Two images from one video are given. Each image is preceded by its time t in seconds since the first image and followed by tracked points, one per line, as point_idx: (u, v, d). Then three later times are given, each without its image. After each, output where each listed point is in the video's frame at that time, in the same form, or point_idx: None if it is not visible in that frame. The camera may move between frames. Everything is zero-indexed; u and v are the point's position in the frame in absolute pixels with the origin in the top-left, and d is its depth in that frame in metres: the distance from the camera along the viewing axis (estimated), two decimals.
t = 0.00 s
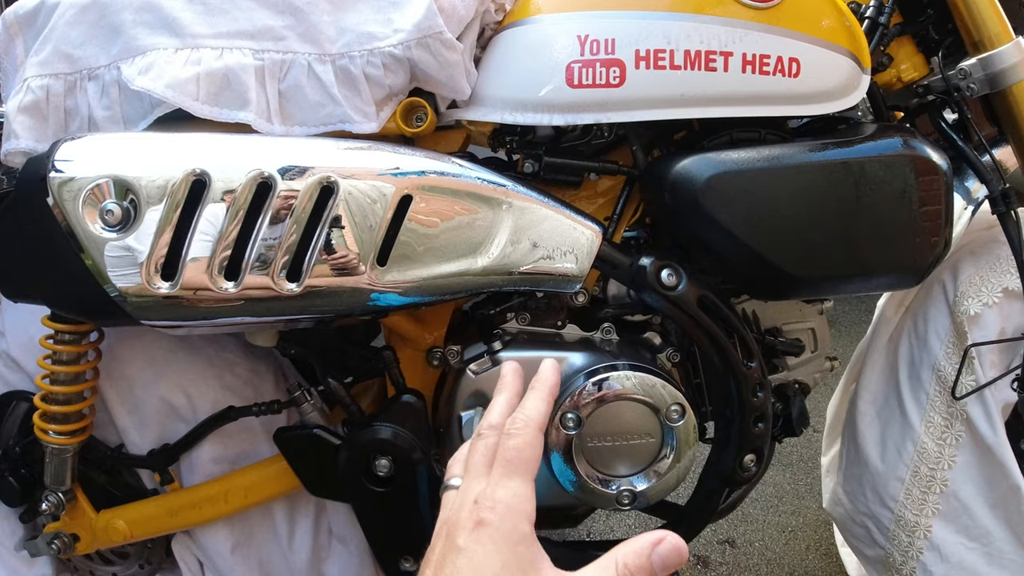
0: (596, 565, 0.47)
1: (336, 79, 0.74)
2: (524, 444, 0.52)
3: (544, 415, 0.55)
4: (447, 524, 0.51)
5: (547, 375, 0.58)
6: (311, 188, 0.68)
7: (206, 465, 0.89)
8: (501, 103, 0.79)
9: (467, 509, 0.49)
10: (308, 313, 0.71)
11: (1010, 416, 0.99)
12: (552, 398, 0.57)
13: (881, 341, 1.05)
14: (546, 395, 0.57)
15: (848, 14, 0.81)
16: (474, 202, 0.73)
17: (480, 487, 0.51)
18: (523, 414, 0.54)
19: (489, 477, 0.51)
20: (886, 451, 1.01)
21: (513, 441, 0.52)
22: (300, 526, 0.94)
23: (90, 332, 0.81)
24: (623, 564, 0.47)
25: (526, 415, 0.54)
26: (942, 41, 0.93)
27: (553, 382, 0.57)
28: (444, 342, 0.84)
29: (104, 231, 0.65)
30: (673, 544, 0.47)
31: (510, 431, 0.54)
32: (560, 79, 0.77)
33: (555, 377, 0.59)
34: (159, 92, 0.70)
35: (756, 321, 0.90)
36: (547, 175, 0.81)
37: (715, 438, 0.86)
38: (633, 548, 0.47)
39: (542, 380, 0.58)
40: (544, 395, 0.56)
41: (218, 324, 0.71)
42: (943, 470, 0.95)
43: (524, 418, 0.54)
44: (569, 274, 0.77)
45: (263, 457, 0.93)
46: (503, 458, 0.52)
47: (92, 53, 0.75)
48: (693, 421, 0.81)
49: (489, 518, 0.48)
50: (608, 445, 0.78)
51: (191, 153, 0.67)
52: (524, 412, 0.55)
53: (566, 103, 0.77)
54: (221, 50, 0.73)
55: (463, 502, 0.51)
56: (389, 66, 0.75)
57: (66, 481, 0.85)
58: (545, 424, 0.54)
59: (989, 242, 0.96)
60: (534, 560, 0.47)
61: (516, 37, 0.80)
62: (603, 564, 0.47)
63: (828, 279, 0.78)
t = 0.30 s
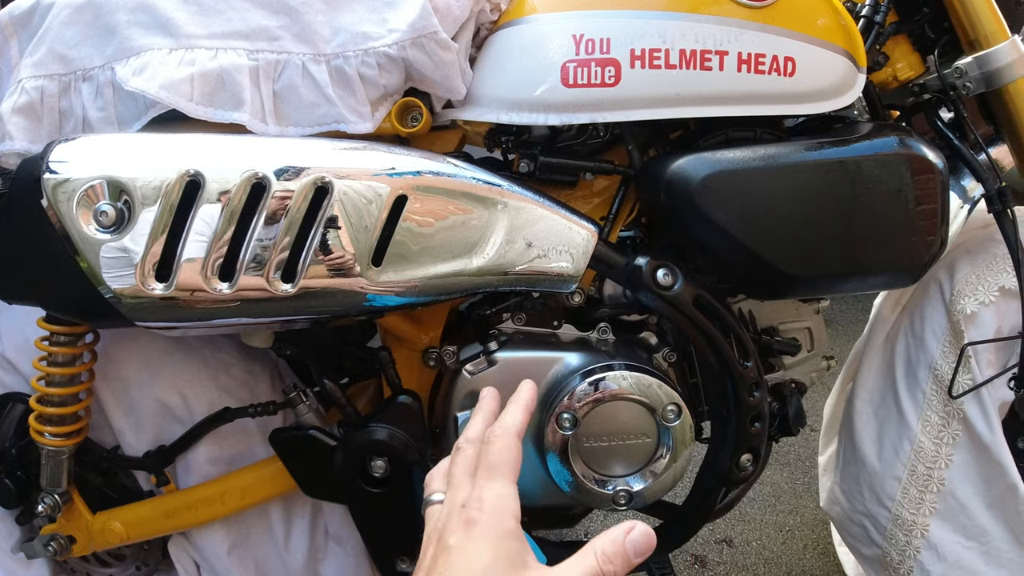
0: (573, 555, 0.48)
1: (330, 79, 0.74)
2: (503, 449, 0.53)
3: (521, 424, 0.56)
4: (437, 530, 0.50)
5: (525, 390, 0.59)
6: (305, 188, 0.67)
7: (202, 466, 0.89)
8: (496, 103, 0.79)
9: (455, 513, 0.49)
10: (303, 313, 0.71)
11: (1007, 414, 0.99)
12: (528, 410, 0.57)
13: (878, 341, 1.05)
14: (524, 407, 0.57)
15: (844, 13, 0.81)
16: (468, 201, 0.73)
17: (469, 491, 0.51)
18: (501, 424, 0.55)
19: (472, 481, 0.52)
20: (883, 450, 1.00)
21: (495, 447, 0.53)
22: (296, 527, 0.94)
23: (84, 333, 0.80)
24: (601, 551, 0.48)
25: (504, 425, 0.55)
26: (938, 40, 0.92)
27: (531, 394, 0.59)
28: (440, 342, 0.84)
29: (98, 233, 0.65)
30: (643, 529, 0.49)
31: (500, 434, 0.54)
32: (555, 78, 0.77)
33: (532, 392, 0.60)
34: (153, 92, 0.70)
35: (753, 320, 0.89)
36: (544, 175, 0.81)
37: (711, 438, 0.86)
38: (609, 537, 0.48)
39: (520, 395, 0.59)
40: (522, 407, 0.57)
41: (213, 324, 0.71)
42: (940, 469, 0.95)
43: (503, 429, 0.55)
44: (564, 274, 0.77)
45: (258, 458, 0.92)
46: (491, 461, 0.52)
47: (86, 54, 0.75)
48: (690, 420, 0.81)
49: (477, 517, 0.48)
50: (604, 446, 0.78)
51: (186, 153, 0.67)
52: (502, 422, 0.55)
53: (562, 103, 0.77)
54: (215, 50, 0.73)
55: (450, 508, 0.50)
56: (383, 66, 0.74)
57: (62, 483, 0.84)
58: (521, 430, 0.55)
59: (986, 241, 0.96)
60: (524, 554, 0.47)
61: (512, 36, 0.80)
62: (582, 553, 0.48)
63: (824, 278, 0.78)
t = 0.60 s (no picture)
0: None
1: (299, 94, 0.74)
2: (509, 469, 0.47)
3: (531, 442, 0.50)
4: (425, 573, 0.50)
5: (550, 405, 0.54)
6: (274, 206, 0.67)
7: (178, 482, 0.89)
8: (467, 116, 0.79)
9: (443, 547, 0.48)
10: (280, 328, 0.71)
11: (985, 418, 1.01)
12: (548, 429, 0.52)
13: (853, 347, 1.05)
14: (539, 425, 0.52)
15: (814, 21, 0.82)
16: (435, 215, 0.72)
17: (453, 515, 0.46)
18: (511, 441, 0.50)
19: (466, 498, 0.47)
20: (860, 456, 1.01)
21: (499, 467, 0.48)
22: (273, 541, 0.94)
23: (59, 351, 0.80)
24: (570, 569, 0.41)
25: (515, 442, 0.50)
26: (910, 46, 0.93)
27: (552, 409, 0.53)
28: (415, 354, 0.84)
29: (67, 253, 0.65)
30: (623, 531, 0.42)
31: (506, 452, 0.49)
32: (525, 91, 0.77)
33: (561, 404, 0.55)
34: (121, 110, 0.70)
35: (727, 329, 0.90)
36: (515, 188, 0.81)
37: (685, 447, 0.86)
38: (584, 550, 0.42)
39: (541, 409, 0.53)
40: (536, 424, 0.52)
41: (189, 341, 0.70)
42: (917, 474, 0.95)
43: (513, 443, 0.50)
44: (536, 286, 0.76)
45: (235, 473, 0.92)
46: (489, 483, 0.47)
47: (57, 72, 0.75)
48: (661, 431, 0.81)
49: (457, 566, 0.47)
50: (577, 457, 0.78)
51: (154, 171, 0.67)
52: (510, 439, 0.50)
53: (532, 115, 0.77)
54: (183, 67, 0.73)
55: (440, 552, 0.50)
56: (352, 80, 0.74)
57: (39, 501, 0.83)
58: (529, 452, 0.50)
59: (960, 246, 0.97)
60: None
61: (482, 49, 0.80)
62: None
63: (795, 286, 0.78)
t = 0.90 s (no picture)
0: None
1: (265, 112, 0.74)
2: (421, 466, 0.45)
3: (452, 423, 0.45)
4: None
5: (468, 369, 0.48)
6: (240, 225, 0.67)
7: (153, 500, 0.89)
8: (434, 132, 0.80)
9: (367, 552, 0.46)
10: (248, 346, 0.71)
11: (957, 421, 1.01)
12: (472, 401, 0.47)
13: (825, 353, 1.06)
14: (463, 397, 0.47)
15: (776, 33, 0.83)
16: (401, 231, 0.73)
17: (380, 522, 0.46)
18: (426, 425, 0.46)
19: (393, 504, 0.46)
20: (833, 460, 1.02)
21: (417, 463, 0.45)
22: (249, 558, 0.94)
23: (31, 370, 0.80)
24: None
25: (429, 426, 0.45)
26: (874, 56, 0.95)
27: (472, 383, 0.47)
28: (388, 368, 0.84)
29: (34, 274, 0.65)
30: (518, 531, 0.41)
31: (424, 443, 0.45)
32: (491, 106, 0.77)
33: (487, 365, 0.49)
34: (87, 131, 0.70)
35: (697, 338, 0.91)
36: (483, 201, 0.82)
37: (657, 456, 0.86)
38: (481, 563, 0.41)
39: (459, 377, 0.48)
40: (457, 398, 0.46)
41: (163, 360, 0.71)
42: (889, 477, 0.96)
43: (427, 431, 0.46)
44: (504, 300, 0.77)
45: (209, 490, 0.92)
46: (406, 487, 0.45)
47: (24, 92, 0.74)
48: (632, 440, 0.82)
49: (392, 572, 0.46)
50: (548, 469, 0.79)
51: (120, 192, 0.67)
52: (426, 422, 0.46)
53: (498, 130, 0.78)
54: (149, 86, 0.73)
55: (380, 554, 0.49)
56: (319, 97, 0.75)
57: (15, 519, 0.83)
58: (455, 437, 0.45)
59: (927, 251, 0.99)
60: None
61: (448, 65, 0.81)
62: None
63: (761, 295, 0.79)
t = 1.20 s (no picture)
0: None
1: (280, 110, 0.75)
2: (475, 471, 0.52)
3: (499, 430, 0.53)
4: None
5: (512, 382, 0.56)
6: (255, 222, 0.68)
7: (163, 498, 0.89)
8: (447, 131, 0.80)
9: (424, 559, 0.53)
10: (259, 344, 0.71)
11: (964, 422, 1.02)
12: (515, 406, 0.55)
13: (834, 353, 1.07)
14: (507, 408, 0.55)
15: (787, 35, 0.84)
16: (416, 229, 0.73)
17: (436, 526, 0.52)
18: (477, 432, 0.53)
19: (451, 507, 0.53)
20: (842, 460, 1.02)
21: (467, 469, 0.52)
22: (259, 557, 0.94)
23: (41, 367, 0.80)
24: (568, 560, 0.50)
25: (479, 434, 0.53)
26: (882, 57, 0.95)
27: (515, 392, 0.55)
28: (399, 367, 0.85)
29: (49, 270, 0.65)
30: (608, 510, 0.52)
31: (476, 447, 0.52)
32: (505, 106, 0.78)
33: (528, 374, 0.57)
34: (102, 127, 0.70)
35: (708, 338, 0.92)
36: (496, 201, 0.82)
37: (669, 455, 0.87)
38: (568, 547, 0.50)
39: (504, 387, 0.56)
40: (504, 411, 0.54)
41: (172, 358, 0.70)
42: (898, 477, 0.96)
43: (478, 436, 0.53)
44: (518, 298, 0.77)
45: (219, 489, 0.92)
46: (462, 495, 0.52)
47: (38, 89, 0.74)
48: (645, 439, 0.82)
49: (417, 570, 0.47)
50: (561, 468, 0.79)
51: (134, 188, 0.66)
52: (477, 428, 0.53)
53: (511, 130, 0.78)
54: (164, 84, 0.73)
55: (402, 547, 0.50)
56: (333, 96, 0.75)
57: (23, 518, 0.83)
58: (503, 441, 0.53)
59: (935, 252, 0.99)
60: None
61: (461, 65, 0.81)
62: None
63: (772, 295, 0.80)
